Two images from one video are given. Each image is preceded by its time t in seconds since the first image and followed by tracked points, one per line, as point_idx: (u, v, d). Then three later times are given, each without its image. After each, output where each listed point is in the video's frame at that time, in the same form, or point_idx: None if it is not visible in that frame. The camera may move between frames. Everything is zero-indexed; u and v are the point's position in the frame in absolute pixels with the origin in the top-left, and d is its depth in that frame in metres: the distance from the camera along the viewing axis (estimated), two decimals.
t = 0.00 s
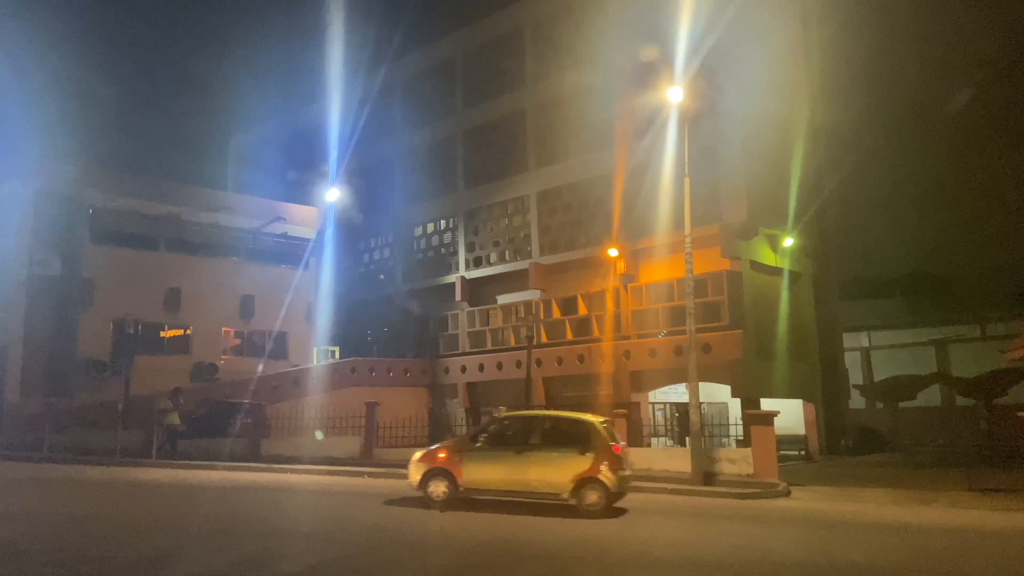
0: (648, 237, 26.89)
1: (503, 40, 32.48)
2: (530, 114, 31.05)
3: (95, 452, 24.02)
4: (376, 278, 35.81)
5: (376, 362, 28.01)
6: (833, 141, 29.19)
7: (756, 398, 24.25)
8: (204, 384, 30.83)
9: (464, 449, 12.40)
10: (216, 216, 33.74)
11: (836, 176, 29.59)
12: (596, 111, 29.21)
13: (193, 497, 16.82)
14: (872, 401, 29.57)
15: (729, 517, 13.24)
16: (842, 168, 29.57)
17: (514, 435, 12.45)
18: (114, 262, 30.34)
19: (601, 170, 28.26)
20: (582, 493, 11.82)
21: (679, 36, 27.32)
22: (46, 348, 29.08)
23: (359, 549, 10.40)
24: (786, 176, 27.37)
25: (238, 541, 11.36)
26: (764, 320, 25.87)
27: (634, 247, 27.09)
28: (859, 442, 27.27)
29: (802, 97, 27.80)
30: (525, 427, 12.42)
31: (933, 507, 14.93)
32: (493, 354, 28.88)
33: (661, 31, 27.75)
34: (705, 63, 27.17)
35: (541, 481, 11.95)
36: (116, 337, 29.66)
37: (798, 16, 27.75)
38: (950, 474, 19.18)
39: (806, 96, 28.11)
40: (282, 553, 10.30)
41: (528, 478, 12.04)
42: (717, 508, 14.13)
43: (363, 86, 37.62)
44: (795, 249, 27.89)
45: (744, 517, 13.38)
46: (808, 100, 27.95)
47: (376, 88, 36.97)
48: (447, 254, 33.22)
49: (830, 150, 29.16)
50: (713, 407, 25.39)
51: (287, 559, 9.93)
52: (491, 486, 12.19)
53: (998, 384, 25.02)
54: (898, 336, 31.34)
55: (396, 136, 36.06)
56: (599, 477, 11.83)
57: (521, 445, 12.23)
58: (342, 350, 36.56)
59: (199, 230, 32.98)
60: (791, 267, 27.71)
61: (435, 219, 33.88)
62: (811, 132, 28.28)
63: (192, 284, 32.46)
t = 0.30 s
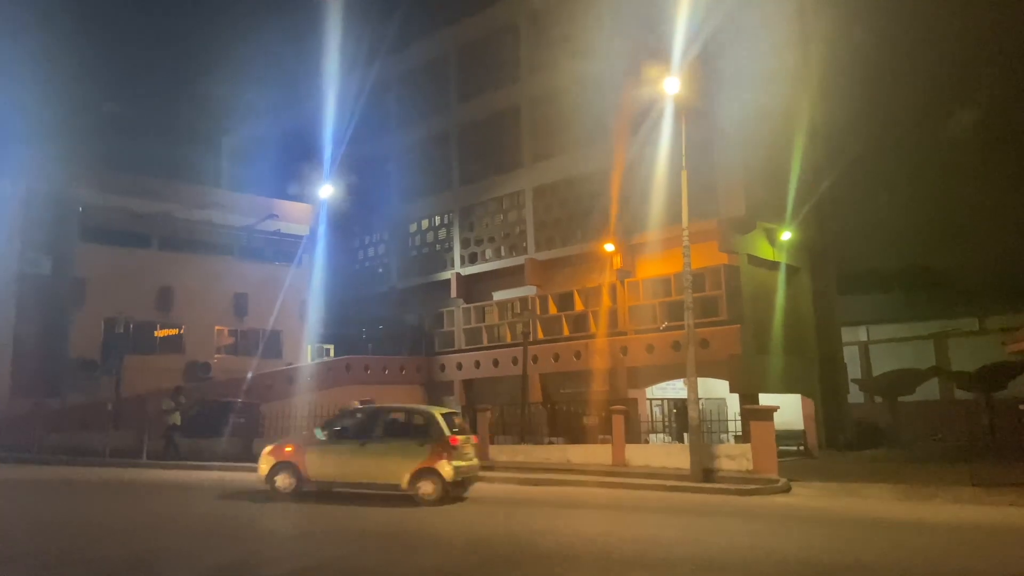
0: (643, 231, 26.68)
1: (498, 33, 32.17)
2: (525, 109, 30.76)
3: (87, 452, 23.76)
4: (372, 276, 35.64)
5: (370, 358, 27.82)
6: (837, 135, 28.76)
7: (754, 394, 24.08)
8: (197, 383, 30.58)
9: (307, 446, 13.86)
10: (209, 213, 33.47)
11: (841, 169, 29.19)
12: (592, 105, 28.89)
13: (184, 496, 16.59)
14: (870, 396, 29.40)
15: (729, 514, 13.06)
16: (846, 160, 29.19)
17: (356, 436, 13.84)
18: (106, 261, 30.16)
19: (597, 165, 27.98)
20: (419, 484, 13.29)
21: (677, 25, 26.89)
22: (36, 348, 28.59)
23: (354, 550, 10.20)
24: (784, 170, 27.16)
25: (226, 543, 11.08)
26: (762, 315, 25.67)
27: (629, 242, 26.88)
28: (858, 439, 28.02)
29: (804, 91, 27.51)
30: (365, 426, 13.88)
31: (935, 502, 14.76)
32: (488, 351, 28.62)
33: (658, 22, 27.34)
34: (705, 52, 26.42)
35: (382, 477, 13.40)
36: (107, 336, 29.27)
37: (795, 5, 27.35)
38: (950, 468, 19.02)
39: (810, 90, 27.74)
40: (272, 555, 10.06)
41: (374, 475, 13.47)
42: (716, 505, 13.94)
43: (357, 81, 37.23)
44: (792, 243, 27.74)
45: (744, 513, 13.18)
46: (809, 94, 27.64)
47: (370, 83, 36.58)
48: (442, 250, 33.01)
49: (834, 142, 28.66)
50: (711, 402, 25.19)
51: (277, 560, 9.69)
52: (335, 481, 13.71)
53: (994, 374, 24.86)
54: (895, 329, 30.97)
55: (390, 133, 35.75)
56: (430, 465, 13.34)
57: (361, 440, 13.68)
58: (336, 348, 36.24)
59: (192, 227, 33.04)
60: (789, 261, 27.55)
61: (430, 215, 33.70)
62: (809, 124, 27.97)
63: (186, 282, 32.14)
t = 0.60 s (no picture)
0: (636, 225, 26.52)
1: (490, 26, 31.99)
2: (519, 102, 30.53)
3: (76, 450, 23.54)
4: (362, 271, 35.24)
5: (361, 355, 27.37)
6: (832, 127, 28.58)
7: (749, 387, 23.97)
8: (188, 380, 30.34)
9: (153, 435, 15.08)
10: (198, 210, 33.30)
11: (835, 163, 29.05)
12: (586, 98, 28.68)
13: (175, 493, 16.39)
14: (865, 388, 29.35)
15: (726, 508, 12.92)
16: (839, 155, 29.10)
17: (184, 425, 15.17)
18: (95, 258, 29.78)
19: (591, 158, 27.78)
20: (259, 471, 14.68)
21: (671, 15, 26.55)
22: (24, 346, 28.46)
23: (343, 548, 10.01)
24: (779, 163, 27.07)
25: (214, 541, 10.88)
26: (756, 308, 25.54)
27: (622, 235, 26.69)
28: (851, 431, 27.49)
29: (800, 82, 27.35)
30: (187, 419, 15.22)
31: (933, 495, 14.64)
32: (482, 346, 28.37)
33: (652, 12, 27.06)
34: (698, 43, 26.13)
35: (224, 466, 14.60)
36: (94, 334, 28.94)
37: None
38: (946, 461, 18.92)
39: (806, 81, 27.56)
40: (260, 553, 9.85)
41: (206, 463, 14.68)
42: (713, 499, 13.81)
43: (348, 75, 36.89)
44: (786, 236, 27.67)
45: (741, 507, 13.04)
46: (803, 87, 27.48)
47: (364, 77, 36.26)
48: (435, 245, 32.83)
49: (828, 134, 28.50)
50: (706, 395, 24.97)
51: (265, 558, 9.48)
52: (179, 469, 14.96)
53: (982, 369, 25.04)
54: (890, 322, 31.00)
55: (382, 127, 35.46)
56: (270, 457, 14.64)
57: (203, 432, 14.82)
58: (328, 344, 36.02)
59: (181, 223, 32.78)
60: (784, 254, 27.43)
61: (422, 210, 33.52)
62: (804, 115, 27.75)
63: (175, 279, 31.88)
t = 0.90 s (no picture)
0: (632, 220, 26.33)
1: (482, 19, 31.74)
2: (512, 96, 30.29)
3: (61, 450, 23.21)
4: (358, 266, 35.10)
5: (356, 351, 26.94)
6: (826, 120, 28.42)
7: (744, 381, 23.88)
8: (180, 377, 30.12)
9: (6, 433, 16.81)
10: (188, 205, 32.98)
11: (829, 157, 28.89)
12: (579, 92, 28.45)
13: (163, 490, 16.22)
14: (860, 382, 29.31)
15: (723, 503, 12.80)
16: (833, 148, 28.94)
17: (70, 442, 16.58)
18: (83, 253, 29.58)
19: (586, 152, 27.58)
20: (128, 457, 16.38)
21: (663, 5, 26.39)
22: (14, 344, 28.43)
23: (335, 545, 9.86)
24: (773, 156, 26.92)
25: (201, 538, 10.74)
26: (751, 303, 25.43)
27: (617, 230, 26.53)
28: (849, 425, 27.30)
29: (794, 75, 27.19)
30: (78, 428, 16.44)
31: (930, 489, 14.54)
32: (476, 342, 28.26)
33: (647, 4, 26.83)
34: (693, 34, 25.97)
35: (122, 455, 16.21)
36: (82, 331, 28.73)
37: None
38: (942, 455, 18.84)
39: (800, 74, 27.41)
40: (246, 551, 9.70)
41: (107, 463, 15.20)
42: (709, 494, 13.71)
43: (340, 69, 36.56)
44: (781, 230, 27.55)
45: (737, 502, 12.94)
46: (798, 79, 27.27)
47: (355, 71, 35.97)
48: (428, 240, 32.72)
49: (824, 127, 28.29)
50: (701, 391, 24.93)
51: (250, 556, 9.32)
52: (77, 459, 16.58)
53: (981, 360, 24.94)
54: (883, 316, 30.73)
55: (375, 121, 35.25)
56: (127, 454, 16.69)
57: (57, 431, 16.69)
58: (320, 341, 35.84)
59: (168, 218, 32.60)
60: (778, 248, 27.31)
61: (415, 206, 33.33)
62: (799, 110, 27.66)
63: (165, 275, 31.64)
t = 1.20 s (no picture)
0: (630, 213, 26.19)
1: (477, 12, 31.52)
2: (509, 89, 30.12)
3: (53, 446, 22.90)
4: (354, 260, 35.40)
5: (351, 345, 26.79)
6: (830, 111, 27.76)
7: (743, 375, 23.76)
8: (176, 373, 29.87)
9: None
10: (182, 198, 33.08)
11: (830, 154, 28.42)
12: (576, 85, 28.27)
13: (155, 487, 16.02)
14: (859, 376, 29.20)
15: (723, 498, 12.67)
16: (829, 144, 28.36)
17: None
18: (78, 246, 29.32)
19: (583, 145, 27.43)
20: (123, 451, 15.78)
21: None
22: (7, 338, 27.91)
23: (330, 541, 9.68)
24: (772, 150, 26.72)
25: (189, 535, 10.43)
26: (750, 297, 25.29)
27: (616, 224, 26.46)
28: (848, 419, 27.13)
29: (792, 67, 27.04)
30: None
31: (931, 483, 14.45)
32: (474, 336, 28.04)
33: None
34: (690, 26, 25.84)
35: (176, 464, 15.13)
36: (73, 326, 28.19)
37: None
38: (942, 449, 18.75)
39: (798, 66, 27.23)
40: (233, 548, 9.38)
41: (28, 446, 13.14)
42: (709, 489, 13.58)
43: (335, 62, 36.33)
44: (779, 224, 27.44)
45: (738, 497, 12.81)
46: (795, 70, 27.10)
47: (351, 64, 35.81)
48: (424, 235, 32.62)
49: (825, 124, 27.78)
50: (700, 385, 24.83)
51: (239, 555, 9.00)
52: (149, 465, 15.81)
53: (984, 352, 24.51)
54: (882, 310, 30.75)
55: (371, 115, 35.11)
56: None
57: None
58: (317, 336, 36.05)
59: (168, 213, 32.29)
60: (776, 241, 27.16)
61: (412, 200, 33.27)
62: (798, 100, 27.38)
63: (161, 269, 31.37)
